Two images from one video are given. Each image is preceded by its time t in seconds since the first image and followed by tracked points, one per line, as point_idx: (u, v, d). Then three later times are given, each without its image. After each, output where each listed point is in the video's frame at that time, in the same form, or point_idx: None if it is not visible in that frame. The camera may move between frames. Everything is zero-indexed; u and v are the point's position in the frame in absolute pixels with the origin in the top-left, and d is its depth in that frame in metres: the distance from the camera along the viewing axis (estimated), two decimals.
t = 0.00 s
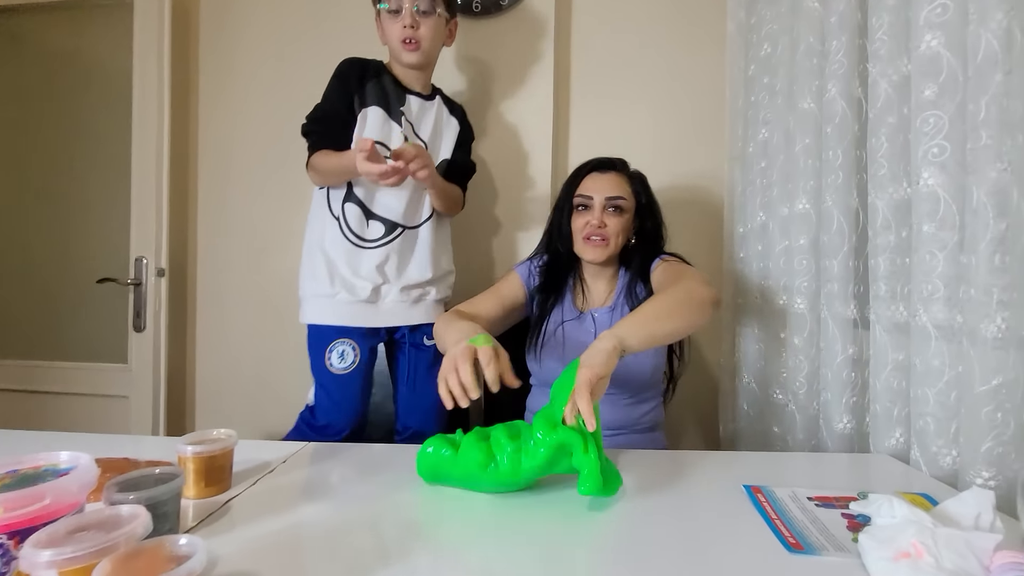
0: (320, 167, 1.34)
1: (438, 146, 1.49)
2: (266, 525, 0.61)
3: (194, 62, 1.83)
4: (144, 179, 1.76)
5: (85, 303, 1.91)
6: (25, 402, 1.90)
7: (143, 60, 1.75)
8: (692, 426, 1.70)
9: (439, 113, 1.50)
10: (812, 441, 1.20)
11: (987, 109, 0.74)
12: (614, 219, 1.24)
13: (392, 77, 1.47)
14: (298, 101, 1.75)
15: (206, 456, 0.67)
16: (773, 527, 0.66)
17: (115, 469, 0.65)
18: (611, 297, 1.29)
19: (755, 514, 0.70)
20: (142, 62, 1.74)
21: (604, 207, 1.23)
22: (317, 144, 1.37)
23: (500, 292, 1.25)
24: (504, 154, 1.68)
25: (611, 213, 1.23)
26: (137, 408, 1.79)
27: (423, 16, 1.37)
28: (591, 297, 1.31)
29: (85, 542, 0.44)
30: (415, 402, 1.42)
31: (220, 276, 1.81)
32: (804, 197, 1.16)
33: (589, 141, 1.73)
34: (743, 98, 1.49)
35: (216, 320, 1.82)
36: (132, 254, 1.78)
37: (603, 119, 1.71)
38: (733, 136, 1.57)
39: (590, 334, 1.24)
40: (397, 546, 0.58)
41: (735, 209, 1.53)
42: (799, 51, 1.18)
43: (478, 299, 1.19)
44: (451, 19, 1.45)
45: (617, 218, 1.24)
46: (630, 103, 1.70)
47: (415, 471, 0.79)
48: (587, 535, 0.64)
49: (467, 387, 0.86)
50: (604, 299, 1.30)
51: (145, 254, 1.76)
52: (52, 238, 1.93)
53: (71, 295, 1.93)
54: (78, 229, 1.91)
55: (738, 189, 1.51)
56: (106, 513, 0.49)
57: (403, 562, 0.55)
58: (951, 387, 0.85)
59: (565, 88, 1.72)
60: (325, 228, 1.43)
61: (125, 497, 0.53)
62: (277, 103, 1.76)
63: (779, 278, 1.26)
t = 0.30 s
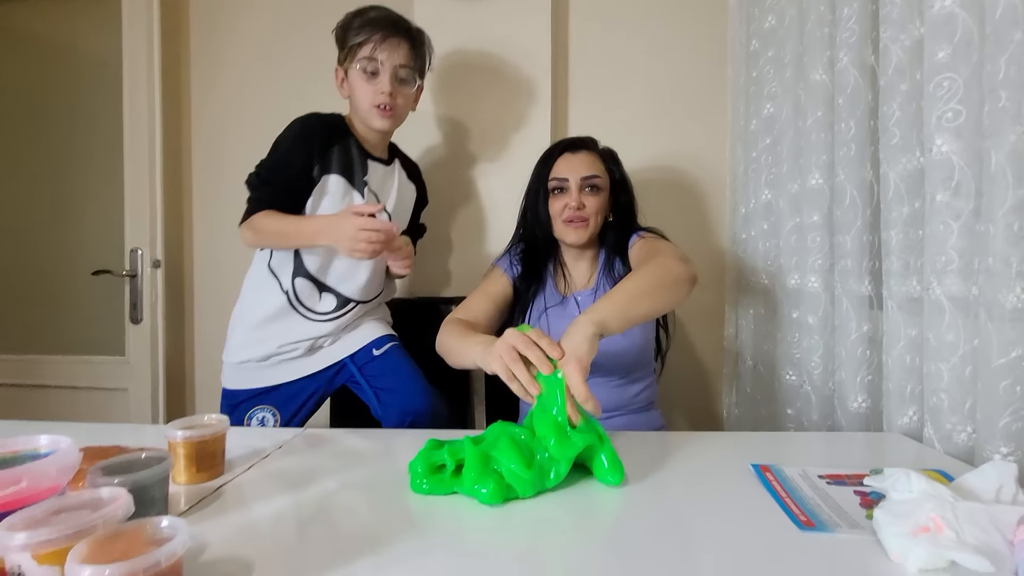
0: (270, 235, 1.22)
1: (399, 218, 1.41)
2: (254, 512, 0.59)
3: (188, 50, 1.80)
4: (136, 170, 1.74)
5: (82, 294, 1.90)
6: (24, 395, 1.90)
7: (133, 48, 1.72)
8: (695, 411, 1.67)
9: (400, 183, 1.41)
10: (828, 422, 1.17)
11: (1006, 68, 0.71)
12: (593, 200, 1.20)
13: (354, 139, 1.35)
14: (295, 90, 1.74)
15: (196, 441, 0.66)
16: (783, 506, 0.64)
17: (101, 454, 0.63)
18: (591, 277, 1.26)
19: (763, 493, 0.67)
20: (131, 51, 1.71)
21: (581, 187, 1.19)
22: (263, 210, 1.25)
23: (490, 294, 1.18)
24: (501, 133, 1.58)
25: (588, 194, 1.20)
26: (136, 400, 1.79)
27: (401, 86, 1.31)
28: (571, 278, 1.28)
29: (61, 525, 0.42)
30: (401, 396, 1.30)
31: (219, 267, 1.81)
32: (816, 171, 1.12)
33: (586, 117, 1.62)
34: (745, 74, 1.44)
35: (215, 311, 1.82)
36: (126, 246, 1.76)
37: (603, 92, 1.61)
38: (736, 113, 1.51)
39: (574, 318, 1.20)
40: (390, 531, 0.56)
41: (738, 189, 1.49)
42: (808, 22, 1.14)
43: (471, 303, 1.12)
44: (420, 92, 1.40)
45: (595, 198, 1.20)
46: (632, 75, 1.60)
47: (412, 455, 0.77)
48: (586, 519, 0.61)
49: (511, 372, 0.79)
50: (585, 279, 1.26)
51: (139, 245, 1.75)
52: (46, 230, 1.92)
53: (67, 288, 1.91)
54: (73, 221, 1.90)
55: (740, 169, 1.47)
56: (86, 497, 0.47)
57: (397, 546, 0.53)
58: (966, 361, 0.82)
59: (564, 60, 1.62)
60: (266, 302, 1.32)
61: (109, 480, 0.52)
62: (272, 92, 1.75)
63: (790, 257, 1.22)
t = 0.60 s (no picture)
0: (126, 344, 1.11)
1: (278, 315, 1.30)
2: (269, 462, 0.61)
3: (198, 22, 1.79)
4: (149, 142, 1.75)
5: (94, 266, 1.93)
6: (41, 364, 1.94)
7: (143, 20, 1.71)
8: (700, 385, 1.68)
9: (278, 286, 1.31)
10: (837, 394, 1.17)
11: (1021, 30, 0.70)
12: (597, 174, 1.17)
13: (221, 251, 1.27)
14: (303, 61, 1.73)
15: (213, 395, 0.68)
16: (780, 463, 0.65)
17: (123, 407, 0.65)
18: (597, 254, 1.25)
19: (762, 453, 0.69)
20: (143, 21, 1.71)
21: (585, 161, 1.16)
22: (127, 326, 1.14)
23: (497, 271, 1.19)
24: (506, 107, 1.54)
25: (592, 168, 1.17)
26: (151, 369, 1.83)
27: (286, 211, 1.25)
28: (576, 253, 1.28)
29: (92, 457, 0.45)
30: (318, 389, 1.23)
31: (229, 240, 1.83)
32: (832, 143, 1.10)
33: (596, 87, 1.60)
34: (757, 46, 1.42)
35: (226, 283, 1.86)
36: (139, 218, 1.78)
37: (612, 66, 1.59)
38: (746, 88, 1.49)
39: (579, 293, 1.21)
40: (399, 482, 0.58)
41: (746, 164, 1.47)
42: None
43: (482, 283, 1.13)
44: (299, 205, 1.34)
45: (599, 172, 1.17)
46: (642, 47, 1.58)
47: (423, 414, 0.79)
48: (588, 474, 0.63)
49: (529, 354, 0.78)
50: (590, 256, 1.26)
51: (153, 218, 1.77)
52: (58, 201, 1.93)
53: (79, 259, 1.93)
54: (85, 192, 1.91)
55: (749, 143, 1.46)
56: (112, 437, 0.50)
57: (406, 494, 0.56)
58: (969, 329, 0.83)
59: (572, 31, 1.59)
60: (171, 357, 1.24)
61: (132, 424, 0.55)
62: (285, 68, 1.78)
63: (804, 231, 1.22)
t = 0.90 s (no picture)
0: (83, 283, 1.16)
1: (240, 246, 1.30)
2: (275, 460, 0.63)
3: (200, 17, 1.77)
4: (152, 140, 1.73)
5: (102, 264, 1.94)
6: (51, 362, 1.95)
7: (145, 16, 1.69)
8: (704, 380, 1.69)
9: (239, 211, 1.31)
10: (845, 392, 1.17)
11: None
12: (616, 170, 1.12)
13: (175, 177, 1.27)
14: (306, 57, 1.72)
15: (220, 394, 0.69)
16: (781, 462, 0.66)
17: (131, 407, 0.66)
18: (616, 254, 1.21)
19: (762, 451, 0.70)
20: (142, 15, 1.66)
21: (604, 157, 1.12)
22: (83, 258, 1.19)
23: (509, 264, 1.19)
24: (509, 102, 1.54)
25: (611, 164, 1.13)
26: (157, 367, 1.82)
27: (225, 131, 1.23)
28: (594, 252, 1.24)
29: (101, 458, 0.46)
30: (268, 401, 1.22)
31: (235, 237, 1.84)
32: (841, 140, 1.10)
33: (600, 82, 1.60)
34: (761, 40, 1.41)
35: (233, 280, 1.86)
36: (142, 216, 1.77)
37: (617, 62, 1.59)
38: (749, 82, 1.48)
39: (594, 295, 1.17)
40: (404, 480, 0.59)
41: (750, 160, 1.47)
42: None
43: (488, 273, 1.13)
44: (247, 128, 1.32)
45: (618, 168, 1.13)
46: (646, 44, 1.58)
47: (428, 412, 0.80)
48: (590, 471, 0.64)
49: (544, 351, 0.79)
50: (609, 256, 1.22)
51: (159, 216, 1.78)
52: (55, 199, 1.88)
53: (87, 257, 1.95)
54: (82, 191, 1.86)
55: (753, 138, 1.45)
56: (121, 438, 0.51)
57: (411, 491, 0.57)
58: (972, 328, 0.83)
59: (577, 27, 1.59)
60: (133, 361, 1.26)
61: (142, 424, 0.56)
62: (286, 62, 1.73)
63: (812, 228, 1.21)
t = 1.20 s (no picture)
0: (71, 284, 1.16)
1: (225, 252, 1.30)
2: (282, 451, 0.63)
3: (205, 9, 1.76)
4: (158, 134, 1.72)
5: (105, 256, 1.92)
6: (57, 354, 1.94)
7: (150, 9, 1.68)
8: (710, 372, 1.68)
9: (223, 215, 1.31)
10: (853, 385, 1.16)
11: None
12: (627, 171, 1.11)
13: (159, 184, 1.27)
14: (311, 48, 1.71)
15: (226, 387, 0.69)
16: (787, 456, 0.66)
17: (138, 399, 0.66)
18: (626, 255, 1.21)
19: (768, 445, 0.69)
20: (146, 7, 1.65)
21: (615, 155, 1.09)
22: (70, 263, 1.18)
23: (516, 260, 1.19)
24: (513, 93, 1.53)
25: (621, 163, 1.10)
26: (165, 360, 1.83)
27: (196, 139, 1.21)
28: (605, 249, 1.24)
29: (108, 450, 0.46)
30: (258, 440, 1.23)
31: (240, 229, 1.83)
32: (850, 131, 1.08)
33: (606, 74, 1.58)
34: (770, 30, 1.39)
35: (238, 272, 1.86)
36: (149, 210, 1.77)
37: (623, 53, 1.57)
38: (758, 72, 1.46)
39: (604, 294, 1.17)
40: (410, 471, 0.60)
41: (758, 152, 1.45)
42: None
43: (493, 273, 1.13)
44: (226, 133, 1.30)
45: (629, 167, 1.11)
46: (653, 33, 1.56)
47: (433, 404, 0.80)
48: (595, 465, 0.64)
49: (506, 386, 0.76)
50: (620, 257, 1.22)
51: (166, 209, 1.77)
52: (61, 192, 1.87)
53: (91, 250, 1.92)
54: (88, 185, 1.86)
55: (763, 130, 1.43)
56: (128, 431, 0.51)
57: (417, 483, 0.57)
58: (982, 322, 0.82)
59: (583, 17, 1.57)
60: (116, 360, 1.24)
61: (149, 416, 0.56)
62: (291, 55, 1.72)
63: (820, 221, 1.20)
